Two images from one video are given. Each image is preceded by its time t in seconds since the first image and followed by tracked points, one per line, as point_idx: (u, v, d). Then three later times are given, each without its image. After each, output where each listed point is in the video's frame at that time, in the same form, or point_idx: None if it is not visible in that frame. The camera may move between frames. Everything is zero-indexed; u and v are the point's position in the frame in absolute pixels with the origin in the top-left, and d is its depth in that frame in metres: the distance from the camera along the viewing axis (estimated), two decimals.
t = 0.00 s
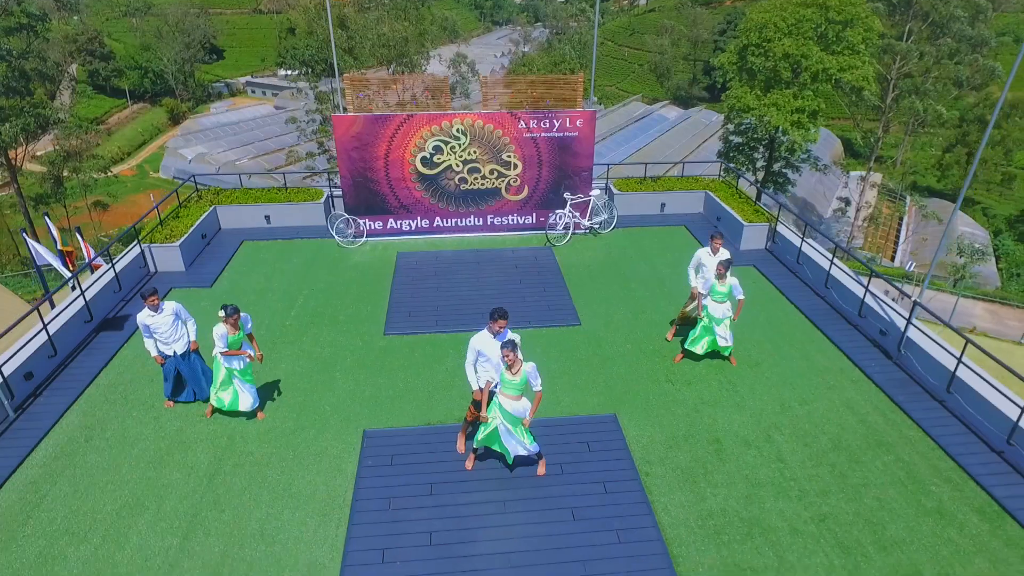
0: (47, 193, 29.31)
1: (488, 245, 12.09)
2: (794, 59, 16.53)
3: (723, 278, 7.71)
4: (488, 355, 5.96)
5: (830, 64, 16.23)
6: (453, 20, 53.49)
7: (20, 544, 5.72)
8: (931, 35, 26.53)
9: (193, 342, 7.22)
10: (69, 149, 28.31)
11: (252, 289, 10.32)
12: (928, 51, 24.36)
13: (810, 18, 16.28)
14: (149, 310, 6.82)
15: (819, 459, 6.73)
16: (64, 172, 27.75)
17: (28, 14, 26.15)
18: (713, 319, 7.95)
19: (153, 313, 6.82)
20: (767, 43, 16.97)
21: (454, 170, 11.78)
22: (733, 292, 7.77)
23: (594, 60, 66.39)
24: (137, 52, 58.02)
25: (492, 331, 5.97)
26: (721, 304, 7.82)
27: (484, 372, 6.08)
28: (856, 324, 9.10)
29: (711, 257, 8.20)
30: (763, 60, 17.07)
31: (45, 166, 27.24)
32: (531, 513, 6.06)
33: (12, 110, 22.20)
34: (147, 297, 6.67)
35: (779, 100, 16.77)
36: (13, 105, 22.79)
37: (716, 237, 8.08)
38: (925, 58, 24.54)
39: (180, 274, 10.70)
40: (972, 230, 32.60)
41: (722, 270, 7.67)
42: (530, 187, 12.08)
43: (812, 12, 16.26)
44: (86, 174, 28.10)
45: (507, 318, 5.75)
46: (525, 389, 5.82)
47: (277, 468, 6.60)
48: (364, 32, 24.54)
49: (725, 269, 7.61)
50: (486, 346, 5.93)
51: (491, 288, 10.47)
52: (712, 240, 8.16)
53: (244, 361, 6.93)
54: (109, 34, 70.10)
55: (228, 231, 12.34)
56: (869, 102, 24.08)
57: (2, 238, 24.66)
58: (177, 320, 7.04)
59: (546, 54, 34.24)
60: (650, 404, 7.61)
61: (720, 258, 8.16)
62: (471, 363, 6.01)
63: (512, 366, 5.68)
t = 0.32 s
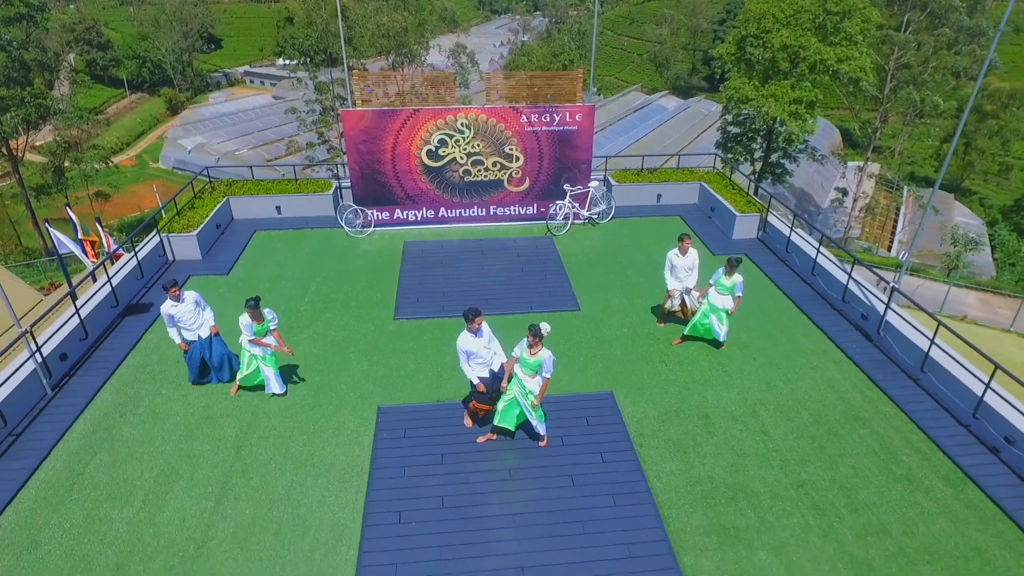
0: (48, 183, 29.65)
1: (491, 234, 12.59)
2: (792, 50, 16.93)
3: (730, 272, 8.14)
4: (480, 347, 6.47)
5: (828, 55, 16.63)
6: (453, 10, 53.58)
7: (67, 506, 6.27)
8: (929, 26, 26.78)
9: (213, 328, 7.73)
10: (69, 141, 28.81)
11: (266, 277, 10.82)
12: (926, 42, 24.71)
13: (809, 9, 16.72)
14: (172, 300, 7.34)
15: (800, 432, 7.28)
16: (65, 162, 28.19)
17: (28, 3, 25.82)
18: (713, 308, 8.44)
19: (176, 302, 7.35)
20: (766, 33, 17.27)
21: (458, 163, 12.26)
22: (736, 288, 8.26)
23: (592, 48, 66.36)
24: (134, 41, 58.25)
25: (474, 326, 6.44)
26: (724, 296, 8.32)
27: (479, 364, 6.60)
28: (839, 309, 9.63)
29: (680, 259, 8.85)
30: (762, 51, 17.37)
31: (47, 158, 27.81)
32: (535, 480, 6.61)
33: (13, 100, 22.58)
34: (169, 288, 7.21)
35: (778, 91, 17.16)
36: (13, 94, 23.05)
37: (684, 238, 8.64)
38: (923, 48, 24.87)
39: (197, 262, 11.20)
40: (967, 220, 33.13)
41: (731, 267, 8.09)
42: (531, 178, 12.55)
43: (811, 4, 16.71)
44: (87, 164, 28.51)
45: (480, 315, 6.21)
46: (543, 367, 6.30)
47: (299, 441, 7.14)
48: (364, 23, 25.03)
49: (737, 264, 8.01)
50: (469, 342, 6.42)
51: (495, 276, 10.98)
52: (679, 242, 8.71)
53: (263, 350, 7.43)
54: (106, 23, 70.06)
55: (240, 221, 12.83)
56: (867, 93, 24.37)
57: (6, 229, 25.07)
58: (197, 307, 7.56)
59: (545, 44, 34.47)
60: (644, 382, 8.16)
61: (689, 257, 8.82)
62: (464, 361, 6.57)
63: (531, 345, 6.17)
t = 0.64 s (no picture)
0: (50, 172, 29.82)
1: (493, 221, 13.22)
2: (789, 39, 17.45)
3: (716, 254, 8.84)
4: (478, 320, 7.12)
5: (825, 44, 17.17)
6: None
7: (112, 465, 6.94)
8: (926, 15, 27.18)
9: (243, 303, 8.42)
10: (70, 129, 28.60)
11: (280, 262, 11.44)
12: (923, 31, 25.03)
13: None
14: (209, 279, 7.95)
15: (778, 401, 7.95)
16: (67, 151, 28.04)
17: None
18: (703, 287, 9.10)
19: (212, 281, 7.98)
20: (762, 23, 17.85)
21: (462, 153, 12.85)
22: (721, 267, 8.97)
23: (591, 36, 66.44)
24: (132, 29, 58.37)
25: (476, 302, 7.10)
26: (711, 275, 8.99)
27: (480, 336, 7.29)
28: (820, 291, 10.27)
29: (674, 237, 9.44)
30: (759, 41, 17.93)
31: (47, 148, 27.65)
32: (535, 443, 7.28)
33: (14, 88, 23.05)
34: (206, 268, 7.80)
35: (774, 81, 17.71)
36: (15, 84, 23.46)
37: (675, 219, 9.26)
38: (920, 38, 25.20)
39: (214, 247, 11.80)
40: (961, 209, 33.79)
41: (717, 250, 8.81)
42: (532, 168, 13.14)
43: None
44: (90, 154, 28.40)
45: (479, 294, 6.83)
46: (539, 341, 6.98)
47: (320, 409, 7.80)
48: (364, 10, 25.62)
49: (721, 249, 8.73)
50: (469, 317, 7.09)
51: (497, 261, 11.61)
52: (671, 223, 9.34)
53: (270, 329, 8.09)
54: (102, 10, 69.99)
55: (254, 208, 13.43)
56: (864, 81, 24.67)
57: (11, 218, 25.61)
58: (231, 286, 8.20)
59: (544, 32, 34.79)
60: (635, 357, 8.83)
61: (682, 236, 9.42)
62: (465, 333, 7.26)
63: (526, 321, 6.83)
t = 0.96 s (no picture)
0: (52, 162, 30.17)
1: (495, 210, 13.79)
2: (787, 30, 17.89)
3: (693, 240, 9.55)
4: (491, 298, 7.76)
5: (822, 35, 17.60)
6: None
7: (149, 434, 7.56)
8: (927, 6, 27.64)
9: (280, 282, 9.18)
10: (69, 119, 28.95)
11: (294, 249, 12.03)
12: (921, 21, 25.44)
13: None
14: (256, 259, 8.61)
15: (761, 376, 8.59)
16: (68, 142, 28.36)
17: None
18: (683, 274, 9.77)
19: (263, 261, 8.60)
20: (761, 14, 18.35)
21: (465, 145, 13.41)
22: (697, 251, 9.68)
23: (590, 25, 66.57)
24: (130, 18, 58.53)
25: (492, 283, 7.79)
26: (690, 261, 9.69)
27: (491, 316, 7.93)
28: (804, 275, 10.90)
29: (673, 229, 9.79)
30: (757, 32, 18.46)
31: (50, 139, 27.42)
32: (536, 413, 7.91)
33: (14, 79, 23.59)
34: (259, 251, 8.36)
35: (773, 72, 18.18)
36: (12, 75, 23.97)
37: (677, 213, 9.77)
38: (918, 28, 25.62)
39: (230, 235, 12.39)
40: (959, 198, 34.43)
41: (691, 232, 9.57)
42: (532, 159, 13.71)
43: None
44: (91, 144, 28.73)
45: (495, 274, 7.47)
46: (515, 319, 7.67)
47: (338, 384, 8.44)
48: None
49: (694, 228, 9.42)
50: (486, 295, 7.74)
51: (499, 248, 12.21)
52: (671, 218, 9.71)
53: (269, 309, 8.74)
54: None
55: (266, 198, 14.00)
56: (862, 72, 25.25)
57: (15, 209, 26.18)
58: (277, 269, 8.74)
59: (543, 21, 35.13)
60: (630, 337, 9.46)
61: (681, 231, 9.67)
62: (477, 310, 7.87)
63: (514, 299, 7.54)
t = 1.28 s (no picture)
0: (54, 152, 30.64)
1: (497, 200, 14.47)
2: (784, 21, 18.63)
3: (663, 227, 10.30)
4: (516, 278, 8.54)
5: (819, 26, 18.37)
6: None
7: (183, 405, 8.29)
8: None
9: (320, 275, 9.76)
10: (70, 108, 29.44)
11: (307, 236, 12.73)
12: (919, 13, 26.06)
13: None
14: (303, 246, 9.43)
15: (744, 353, 9.33)
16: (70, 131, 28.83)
17: None
18: (665, 258, 10.48)
19: (300, 251, 9.31)
20: (758, 7, 19.13)
21: (469, 138, 14.06)
22: (673, 238, 10.34)
23: (588, 15, 66.89)
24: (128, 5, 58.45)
25: (529, 268, 8.54)
26: (665, 246, 10.43)
27: (515, 295, 8.72)
28: (788, 261, 11.63)
29: (687, 218, 10.45)
30: (754, 24, 19.22)
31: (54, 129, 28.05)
32: (537, 386, 8.65)
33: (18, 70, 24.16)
34: (298, 239, 9.19)
35: (769, 63, 18.96)
36: (20, 62, 24.73)
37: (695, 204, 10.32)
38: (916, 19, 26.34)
39: (246, 224, 13.08)
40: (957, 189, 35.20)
41: (665, 221, 10.21)
42: (533, 151, 14.36)
43: None
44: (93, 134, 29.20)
45: (526, 258, 8.29)
46: (490, 305, 8.29)
47: (355, 361, 9.17)
48: None
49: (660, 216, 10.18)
50: (515, 276, 8.54)
51: (500, 236, 12.90)
52: (686, 205, 10.40)
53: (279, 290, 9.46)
54: None
55: (279, 188, 14.68)
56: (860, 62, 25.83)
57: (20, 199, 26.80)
58: (311, 261, 9.46)
59: (542, 10, 35.58)
60: (623, 318, 10.18)
61: (690, 219, 10.38)
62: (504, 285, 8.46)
63: (491, 287, 8.18)
